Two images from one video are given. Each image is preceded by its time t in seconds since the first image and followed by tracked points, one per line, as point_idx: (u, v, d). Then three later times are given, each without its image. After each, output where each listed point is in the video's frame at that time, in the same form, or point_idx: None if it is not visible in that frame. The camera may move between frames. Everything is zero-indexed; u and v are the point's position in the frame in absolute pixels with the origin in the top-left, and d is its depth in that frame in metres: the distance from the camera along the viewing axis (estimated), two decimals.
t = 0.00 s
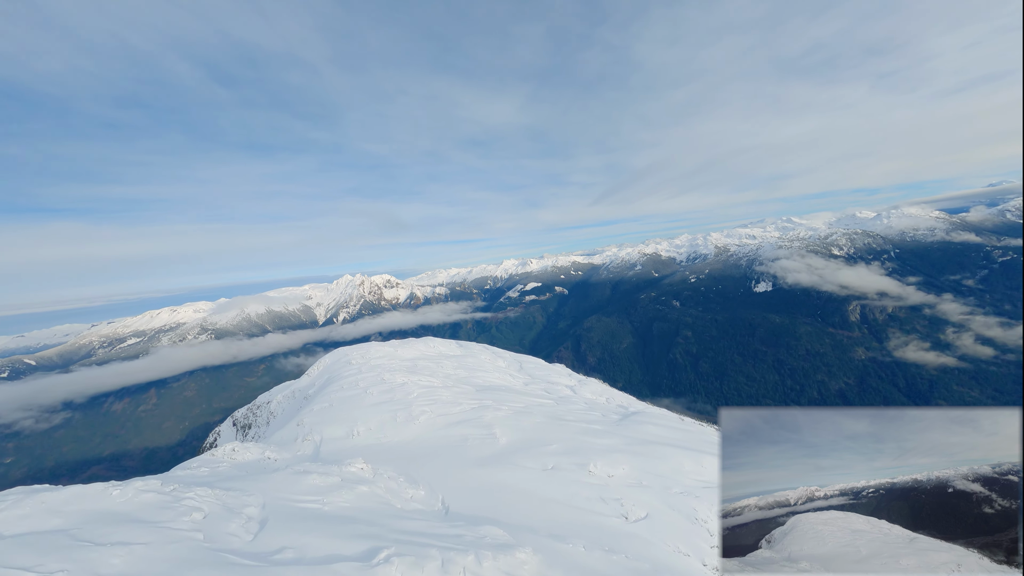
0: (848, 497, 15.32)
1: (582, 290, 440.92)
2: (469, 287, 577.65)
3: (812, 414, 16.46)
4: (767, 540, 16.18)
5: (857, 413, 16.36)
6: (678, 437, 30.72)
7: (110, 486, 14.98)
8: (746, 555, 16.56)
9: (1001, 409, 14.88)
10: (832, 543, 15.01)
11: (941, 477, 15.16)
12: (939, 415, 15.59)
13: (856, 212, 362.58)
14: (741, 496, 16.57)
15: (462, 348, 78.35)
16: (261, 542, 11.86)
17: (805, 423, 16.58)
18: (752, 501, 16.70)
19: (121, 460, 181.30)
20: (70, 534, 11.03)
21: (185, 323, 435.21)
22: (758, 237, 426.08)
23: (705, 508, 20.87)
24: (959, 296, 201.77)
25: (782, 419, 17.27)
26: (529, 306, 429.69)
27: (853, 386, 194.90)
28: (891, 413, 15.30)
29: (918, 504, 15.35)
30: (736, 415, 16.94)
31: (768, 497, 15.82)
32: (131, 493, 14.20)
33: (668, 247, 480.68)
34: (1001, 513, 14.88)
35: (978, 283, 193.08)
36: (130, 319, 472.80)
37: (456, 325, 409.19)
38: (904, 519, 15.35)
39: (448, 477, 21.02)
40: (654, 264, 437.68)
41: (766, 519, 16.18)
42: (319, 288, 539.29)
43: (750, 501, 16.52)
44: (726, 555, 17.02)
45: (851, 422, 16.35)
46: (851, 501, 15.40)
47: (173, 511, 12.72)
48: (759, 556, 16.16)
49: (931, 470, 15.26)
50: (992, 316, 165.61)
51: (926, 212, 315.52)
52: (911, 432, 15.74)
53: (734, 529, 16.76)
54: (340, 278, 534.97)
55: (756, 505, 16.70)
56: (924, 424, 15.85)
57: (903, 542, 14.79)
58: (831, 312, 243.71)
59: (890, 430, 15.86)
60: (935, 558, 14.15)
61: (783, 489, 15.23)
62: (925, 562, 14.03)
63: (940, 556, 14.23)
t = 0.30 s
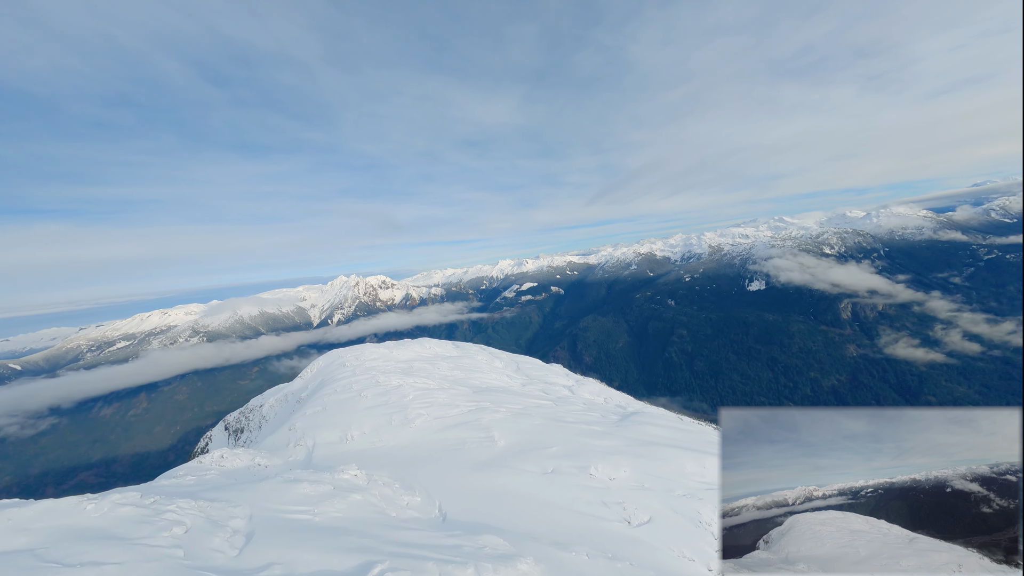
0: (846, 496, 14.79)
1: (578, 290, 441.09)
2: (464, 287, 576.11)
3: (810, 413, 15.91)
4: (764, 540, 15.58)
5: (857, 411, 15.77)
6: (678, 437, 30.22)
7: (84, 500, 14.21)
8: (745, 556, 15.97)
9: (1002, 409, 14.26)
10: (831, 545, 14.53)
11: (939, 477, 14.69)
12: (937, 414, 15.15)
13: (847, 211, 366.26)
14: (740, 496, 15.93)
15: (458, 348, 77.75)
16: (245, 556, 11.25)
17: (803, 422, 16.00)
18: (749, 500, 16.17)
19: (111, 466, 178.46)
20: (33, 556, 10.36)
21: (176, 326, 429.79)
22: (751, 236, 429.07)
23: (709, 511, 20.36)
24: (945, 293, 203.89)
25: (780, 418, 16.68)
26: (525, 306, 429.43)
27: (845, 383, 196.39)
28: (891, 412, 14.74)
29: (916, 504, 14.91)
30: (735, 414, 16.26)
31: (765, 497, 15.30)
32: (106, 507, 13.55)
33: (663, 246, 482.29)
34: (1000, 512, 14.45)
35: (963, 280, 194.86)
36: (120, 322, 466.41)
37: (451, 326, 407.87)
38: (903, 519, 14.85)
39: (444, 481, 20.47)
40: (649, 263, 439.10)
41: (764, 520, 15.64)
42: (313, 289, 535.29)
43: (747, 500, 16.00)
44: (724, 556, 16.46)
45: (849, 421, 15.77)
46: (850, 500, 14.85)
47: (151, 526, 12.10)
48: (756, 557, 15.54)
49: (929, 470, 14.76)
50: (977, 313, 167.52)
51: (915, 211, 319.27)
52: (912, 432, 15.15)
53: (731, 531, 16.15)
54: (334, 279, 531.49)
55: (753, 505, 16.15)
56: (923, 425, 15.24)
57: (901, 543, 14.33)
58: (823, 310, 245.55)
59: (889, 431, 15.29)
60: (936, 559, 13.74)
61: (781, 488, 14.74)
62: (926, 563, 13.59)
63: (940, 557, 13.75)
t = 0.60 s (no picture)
0: (845, 497, 14.18)
1: (574, 290, 441.35)
2: (460, 287, 574.66)
3: (807, 413, 15.33)
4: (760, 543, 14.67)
5: (856, 411, 15.17)
6: (679, 438, 29.62)
7: (56, 515, 13.53)
8: (740, 558, 15.26)
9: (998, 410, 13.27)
10: (829, 547, 13.68)
11: (936, 476, 14.22)
12: (937, 414, 14.58)
13: (838, 210, 369.66)
14: (735, 496, 15.10)
15: (454, 349, 77.03)
16: (229, 573, 10.67)
17: (799, 422, 15.38)
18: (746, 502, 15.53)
19: (101, 472, 175.77)
20: None
21: (167, 329, 424.90)
22: (745, 235, 431.59)
23: (713, 514, 19.83)
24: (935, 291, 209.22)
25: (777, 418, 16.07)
26: (521, 306, 429.06)
27: (838, 379, 197.86)
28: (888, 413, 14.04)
29: (915, 504, 14.39)
30: (733, 413, 15.44)
31: (763, 498, 14.68)
32: (79, 523, 12.88)
33: (658, 245, 483.89)
34: (997, 512, 13.86)
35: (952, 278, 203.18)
36: (110, 325, 460.55)
37: (447, 326, 406.44)
38: (902, 519, 14.27)
39: (441, 485, 19.95)
40: (644, 262, 440.20)
41: (760, 521, 14.99)
42: (307, 291, 531.87)
43: (745, 502, 15.32)
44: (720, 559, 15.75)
45: (847, 421, 15.12)
46: (847, 500, 14.29)
47: (127, 544, 11.46)
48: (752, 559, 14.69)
49: (927, 469, 14.25)
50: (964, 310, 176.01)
51: (904, 211, 323.32)
52: (908, 431, 14.61)
53: (728, 531, 15.47)
54: (329, 280, 528.30)
55: (750, 506, 15.46)
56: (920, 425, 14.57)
57: (900, 543, 13.67)
58: (816, 308, 247.19)
59: (887, 431, 14.62)
60: (938, 560, 12.83)
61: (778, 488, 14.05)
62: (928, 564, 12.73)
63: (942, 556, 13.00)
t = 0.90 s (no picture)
0: (842, 497, 13.89)
1: (570, 289, 441.19)
2: (456, 288, 573.08)
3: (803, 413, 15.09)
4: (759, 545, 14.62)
5: (853, 411, 14.75)
6: (681, 439, 29.20)
7: (25, 532, 12.81)
8: (740, 561, 15.09)
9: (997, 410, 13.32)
10: (826, 548, 13.55)
11: (934, 475, 13.79)
12: (933, 414, 14.33)
13: (829, 210, 373.05)
14: (733, 497, 15.02)
15: (451, 350, 76.38)
16: None
17: (797, 422, 15.14)
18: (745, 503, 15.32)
19: (90, 478, 173.11)
20: None
21: (158, 331, 420.07)
22: (739, 234, 433.91)
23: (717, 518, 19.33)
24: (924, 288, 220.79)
25: (774, 418, 15.74)
26: (518, 306, 428.42)
27: (831, 377, 199.48)
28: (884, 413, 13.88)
29: (912, 503, 14.03)
30: (731, 414, 15.13)
31: (760, 498, 14.43)
32: (49, 540, 12.26)
33: (653, 245, 485.08)
34: (994, 509, 13.42)
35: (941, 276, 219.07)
36: (100, 328, 454.47)
37: (443, 327, 404.99)
38: (901, 519, 13.97)
39: (436, 490, 19.39)
40: (639, 262, 441.10)
41: (758, 521, 14.74)
42: (301, 292, 528.19)
43: (742, 503, 15.08)
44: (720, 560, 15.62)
45: (842, 421, 14.90)
46: (845, 500, 14.02)
47: (101, 562, 10.86)
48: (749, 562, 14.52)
49: (925, 468, 13.85)
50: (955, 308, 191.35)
51: (894, 211, 327.39)
52: (905, 432, 14.27)
53: (727, 533, 15.42)
54: (324, 281, 524.77)
55: (748, 507, 15.20)
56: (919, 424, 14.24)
57: (901, 544, 13.46)
58: (809, 306, 248.43)
59: (885, 431, 14.37)
60: (937, 559, 12.84)
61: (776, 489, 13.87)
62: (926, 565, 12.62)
63: (942, 555, 12.94)
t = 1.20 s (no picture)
0: (840, 497, 13.65)
1: (566, 289, 441.42)
2: (452, 288, 571.65)
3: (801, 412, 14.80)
4: (753, 547, 14.17)
5: (847, 409, 14.45)
6: (681, 439, 28.67)
7: None
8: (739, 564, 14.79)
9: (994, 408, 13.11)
10: (826, 550, 13.06)
11: (931, 474, 13.51)
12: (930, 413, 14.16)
13: (820, 209, 376.82)
14: (730, 498, 14.85)
15: (448, 350, 75.76)
16: None
17: (794, 422, 14.90)
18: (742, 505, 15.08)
19: (79, 484, 170.30)
20: None
21: (149, 334, 414.68)
22: (732, 233, 436.49)
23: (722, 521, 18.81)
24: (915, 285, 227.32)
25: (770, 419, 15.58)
26: (514, 306, 427.82)
27: (824, 374, 200.97)
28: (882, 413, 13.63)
29: (910, 502, 13.79)
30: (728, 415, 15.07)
31: (757, 500, 14.24)
32: (19, 561, 11.56)
33: (648, 245, 486.30)
34: (991, 507, 13.08)
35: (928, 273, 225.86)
36: (90, 331, 448.18)
37: (439, 327, 404.18)
38: (899, 518, 13.67)
39: (431, 496, 18.78)
40: (635, 261, 441.99)
41: (755, 524, 14.55)
42: (296, 293, 524.65)
43: (739, 505, 14.92)
44: (720, 565, 15.24)
45: (839, 421, 14.67)
46: (843, 500, 13.73)
47: None
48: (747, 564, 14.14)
49: (921, 467, 13.57)
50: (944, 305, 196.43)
51: (884, 210, 331.64)
52: (903, 430, 14.04)
53: (723, 536, 15.19)
54: (319, 282, 521.47)
55: (745, 509, 15.05)
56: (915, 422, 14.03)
57: (900, 544, 13.06)
58: (802, 305, 250.31)
59: (880, 431, 14.14)
60: (938, 558, 12.32)
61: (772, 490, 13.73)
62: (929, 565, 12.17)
63: (943, 556, 12.45)
